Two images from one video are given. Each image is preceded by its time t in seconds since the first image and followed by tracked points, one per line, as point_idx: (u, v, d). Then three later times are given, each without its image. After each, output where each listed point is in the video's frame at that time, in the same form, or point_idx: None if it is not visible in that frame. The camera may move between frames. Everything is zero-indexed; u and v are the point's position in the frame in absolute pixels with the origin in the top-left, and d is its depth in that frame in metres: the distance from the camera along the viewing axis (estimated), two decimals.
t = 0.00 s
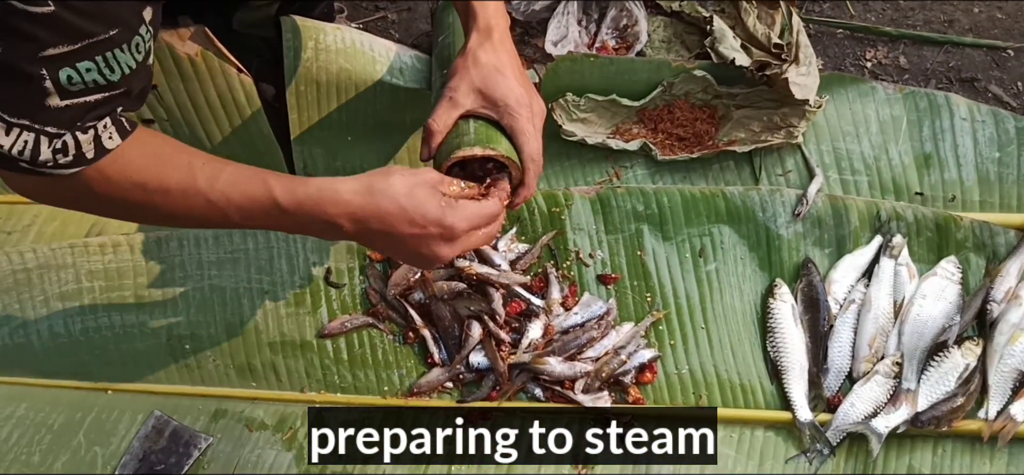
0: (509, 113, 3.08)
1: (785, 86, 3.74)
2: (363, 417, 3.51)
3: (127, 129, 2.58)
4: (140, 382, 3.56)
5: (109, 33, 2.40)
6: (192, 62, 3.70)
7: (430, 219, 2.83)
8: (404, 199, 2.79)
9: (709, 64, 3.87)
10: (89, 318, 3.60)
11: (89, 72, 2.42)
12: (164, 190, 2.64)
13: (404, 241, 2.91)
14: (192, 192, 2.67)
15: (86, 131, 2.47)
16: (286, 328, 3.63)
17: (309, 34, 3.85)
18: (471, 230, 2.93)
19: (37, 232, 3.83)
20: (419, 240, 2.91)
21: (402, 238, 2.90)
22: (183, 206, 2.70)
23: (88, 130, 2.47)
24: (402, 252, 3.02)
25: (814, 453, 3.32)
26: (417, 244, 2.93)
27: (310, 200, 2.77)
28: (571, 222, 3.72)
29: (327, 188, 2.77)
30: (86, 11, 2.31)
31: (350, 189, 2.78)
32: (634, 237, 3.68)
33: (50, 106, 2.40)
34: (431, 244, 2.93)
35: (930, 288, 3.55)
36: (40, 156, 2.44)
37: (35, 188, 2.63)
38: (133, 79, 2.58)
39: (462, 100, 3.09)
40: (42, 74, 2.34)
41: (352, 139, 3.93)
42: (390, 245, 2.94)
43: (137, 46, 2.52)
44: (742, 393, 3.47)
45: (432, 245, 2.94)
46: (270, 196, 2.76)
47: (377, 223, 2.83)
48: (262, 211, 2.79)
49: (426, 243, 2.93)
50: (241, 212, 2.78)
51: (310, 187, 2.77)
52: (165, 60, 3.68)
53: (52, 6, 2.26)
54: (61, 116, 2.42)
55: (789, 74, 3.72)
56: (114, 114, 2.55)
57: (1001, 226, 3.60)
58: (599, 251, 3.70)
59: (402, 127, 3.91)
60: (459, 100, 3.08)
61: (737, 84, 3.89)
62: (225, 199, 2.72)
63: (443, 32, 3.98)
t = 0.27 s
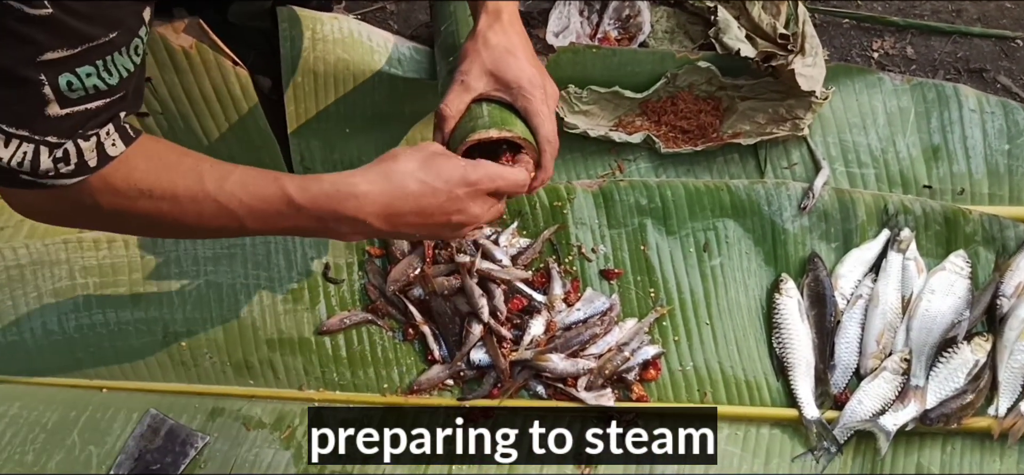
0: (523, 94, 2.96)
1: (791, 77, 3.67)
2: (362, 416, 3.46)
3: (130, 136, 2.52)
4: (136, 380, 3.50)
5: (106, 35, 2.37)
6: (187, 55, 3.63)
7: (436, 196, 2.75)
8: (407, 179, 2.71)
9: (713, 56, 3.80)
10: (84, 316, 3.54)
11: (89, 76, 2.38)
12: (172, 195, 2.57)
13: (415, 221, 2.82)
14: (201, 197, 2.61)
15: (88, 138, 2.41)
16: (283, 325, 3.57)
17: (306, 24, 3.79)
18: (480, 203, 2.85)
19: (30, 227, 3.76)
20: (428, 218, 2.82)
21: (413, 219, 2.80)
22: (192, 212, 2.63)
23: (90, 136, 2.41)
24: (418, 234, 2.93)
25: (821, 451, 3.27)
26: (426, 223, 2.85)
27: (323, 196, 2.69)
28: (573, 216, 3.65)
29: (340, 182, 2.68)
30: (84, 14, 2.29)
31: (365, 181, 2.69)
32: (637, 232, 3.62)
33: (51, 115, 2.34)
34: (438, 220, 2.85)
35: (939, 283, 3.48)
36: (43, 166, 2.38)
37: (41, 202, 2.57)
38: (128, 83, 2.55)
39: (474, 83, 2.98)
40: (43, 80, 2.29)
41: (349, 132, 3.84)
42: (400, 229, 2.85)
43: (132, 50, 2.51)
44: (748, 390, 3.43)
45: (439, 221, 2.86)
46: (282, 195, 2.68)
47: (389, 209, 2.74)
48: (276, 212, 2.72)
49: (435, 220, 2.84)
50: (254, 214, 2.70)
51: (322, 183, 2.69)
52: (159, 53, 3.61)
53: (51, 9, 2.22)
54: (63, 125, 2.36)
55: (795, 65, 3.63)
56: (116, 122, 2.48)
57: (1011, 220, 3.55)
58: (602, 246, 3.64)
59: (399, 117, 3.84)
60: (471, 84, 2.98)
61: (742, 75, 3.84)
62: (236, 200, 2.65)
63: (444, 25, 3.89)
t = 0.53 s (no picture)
0: (530, 48, 2.86)
1: (799, 68, 3.57)
2: (360, 416, 3.38)
3: (104, 124, 2.59)
4: (127, 381, 3.41)
5: (91, 30, 2.50)
6: (177, 47, 3.54)
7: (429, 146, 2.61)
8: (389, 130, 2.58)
9: (718, 46, 3.71)
10: (74, 315, 3.45)
11: (69, 71, 2.49)
12: (154, 180, 2.61)
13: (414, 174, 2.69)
14: (184, 179, 2.63)
15: (62, 130, 2.48)
16: (279, 324, 3.47)
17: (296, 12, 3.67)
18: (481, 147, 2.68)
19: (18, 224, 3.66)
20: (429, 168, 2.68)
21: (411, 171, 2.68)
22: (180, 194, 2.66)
23: (64, 129, 2.49)
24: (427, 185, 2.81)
25: (830, 452, 3.20)
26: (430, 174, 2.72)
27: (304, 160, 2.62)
28: (575, 211, 3.56)
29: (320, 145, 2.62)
30: (68, 10, 2.40)
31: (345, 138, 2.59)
32: (641, 227, 3.53)
33: (29, 111, 2.43)
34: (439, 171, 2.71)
35: (951, 279, 3.40)
36: (18, 162, 2.45)
37: (41, 202, 2.69)
38: (105, 80, 2.66)
39: (479, 39, 2.85)
40: (21, 76, 2.39)
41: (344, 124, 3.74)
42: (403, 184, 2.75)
43: (115, 44, 2.66)
44: (755, 389, 3.34)
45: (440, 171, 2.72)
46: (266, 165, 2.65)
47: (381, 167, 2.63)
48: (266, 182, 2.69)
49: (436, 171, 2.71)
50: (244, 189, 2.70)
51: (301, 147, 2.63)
52: (149, 46, 3.53)
53: (29, 3, 2.32)
54: (36, 121, 2.45)
55: (803, 56, 3.53)
56: (90, 109, 2.57)
57: None
58: (605, 242, 3.55)
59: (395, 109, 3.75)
60: (476, 40, 2.83)
61: (748, 66, 3.72)
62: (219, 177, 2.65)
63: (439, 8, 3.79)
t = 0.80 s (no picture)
0: None
1: (805, 58, 3.47)
2: (355, 417, 3.31)
3: (102, 81, 2.48)
4: (118, 383, 3.34)
5: None
6: (165, 39, 3.44)
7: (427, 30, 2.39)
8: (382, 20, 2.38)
9: (721, 35, 3.61)
10: (62, 314, 3.34)
11: (61, 39, 2.42)
12: (162, 115, 2.44)
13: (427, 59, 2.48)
14: (190, 110, 2.44)
15: (61, 93, 2.38)
16: (271, 322, 3.38)
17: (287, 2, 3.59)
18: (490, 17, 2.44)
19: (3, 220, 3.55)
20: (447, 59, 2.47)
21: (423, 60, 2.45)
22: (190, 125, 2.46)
23: (63, 89, 2.40)
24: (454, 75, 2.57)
25: (839, 452, 3.12)
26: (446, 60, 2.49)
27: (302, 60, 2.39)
28: (576, 205, 3.46)
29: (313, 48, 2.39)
30: None
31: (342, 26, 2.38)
32: (643, 222, 3.45)
33: (24, 80, 2.37)
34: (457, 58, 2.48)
35: (962, 274, 3.29)
36: (20, 133, 2.37)
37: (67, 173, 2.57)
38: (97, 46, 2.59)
39: None
40: (11, 46, 2.33)
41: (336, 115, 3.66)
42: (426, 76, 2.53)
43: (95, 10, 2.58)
44: (761, 387, 3.25)
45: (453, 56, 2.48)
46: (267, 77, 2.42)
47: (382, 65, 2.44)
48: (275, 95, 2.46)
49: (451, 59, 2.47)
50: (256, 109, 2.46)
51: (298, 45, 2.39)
52: (137, 38, 3.45)
53: None
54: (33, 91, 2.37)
55: (809, 45, 3.43)
56: (87, 72, 2.47)
57: None
58: (606, 237, 3.46)
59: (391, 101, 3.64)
60: None
61: (753, 55, 3.63)
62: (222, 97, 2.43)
63: None
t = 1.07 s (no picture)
0: None
1: (808, 51, 3.40)
2: (350, 420, 3.23)
3: (69, 72, 2.43)
4: (106, 386, 3.26)
5: None
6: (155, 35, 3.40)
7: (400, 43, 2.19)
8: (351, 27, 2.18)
9: (722, 28, 3.54)
10: (49, 316, 3.27)
11: (29, 27, 2.48)
12: (125, 114, 2.34)
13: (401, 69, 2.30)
14: (151, 107, 2.34)
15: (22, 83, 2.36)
16: (263, 323, 3.31)
17: None
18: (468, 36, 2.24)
19: None
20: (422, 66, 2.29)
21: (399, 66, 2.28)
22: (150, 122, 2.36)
23: (23, 81, 2.36)
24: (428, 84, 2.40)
25: (844, 454, 3.05)
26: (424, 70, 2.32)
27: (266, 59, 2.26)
28: (575, 203, 3.39)
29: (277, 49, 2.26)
30: None
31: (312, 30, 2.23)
32: (643, 219, 3.38)
33: None
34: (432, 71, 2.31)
35: (969, 272, 3.23)
36: None
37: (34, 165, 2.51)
38: (72, 36, 2.64)
39: None
40: None
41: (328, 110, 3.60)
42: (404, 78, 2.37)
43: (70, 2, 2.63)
44: (764, 388, 3.18)
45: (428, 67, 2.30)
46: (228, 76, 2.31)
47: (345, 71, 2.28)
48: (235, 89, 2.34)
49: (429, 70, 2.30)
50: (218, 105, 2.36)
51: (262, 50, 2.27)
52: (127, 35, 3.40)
53: None
54: None
55: (813, 38, 3.36)
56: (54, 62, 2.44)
57: None
58: (605, 235, 3.39)
59: (385, 97, 3.57)
60: None
61: (755, 49, 3.56)
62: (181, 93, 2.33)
63: None
